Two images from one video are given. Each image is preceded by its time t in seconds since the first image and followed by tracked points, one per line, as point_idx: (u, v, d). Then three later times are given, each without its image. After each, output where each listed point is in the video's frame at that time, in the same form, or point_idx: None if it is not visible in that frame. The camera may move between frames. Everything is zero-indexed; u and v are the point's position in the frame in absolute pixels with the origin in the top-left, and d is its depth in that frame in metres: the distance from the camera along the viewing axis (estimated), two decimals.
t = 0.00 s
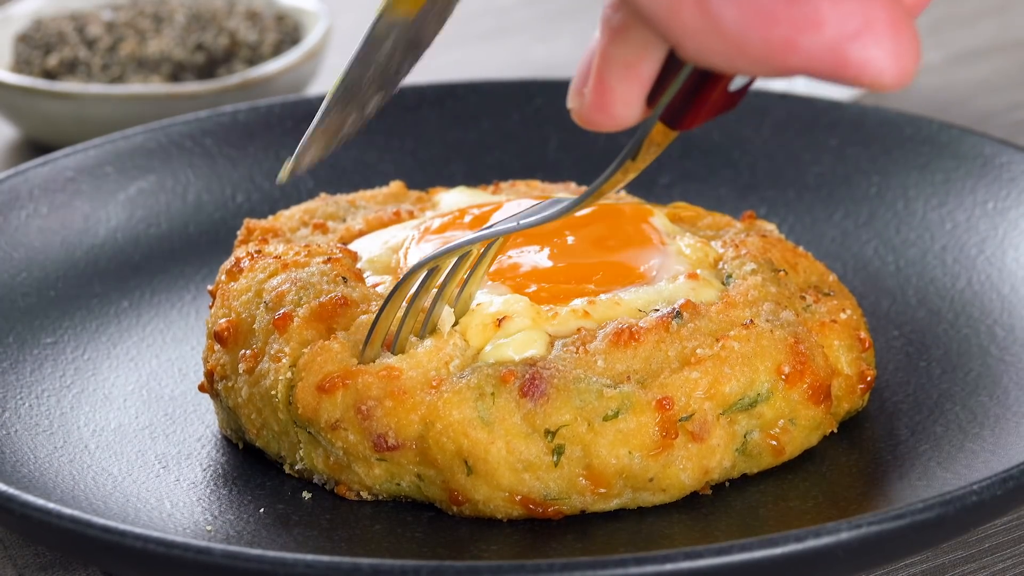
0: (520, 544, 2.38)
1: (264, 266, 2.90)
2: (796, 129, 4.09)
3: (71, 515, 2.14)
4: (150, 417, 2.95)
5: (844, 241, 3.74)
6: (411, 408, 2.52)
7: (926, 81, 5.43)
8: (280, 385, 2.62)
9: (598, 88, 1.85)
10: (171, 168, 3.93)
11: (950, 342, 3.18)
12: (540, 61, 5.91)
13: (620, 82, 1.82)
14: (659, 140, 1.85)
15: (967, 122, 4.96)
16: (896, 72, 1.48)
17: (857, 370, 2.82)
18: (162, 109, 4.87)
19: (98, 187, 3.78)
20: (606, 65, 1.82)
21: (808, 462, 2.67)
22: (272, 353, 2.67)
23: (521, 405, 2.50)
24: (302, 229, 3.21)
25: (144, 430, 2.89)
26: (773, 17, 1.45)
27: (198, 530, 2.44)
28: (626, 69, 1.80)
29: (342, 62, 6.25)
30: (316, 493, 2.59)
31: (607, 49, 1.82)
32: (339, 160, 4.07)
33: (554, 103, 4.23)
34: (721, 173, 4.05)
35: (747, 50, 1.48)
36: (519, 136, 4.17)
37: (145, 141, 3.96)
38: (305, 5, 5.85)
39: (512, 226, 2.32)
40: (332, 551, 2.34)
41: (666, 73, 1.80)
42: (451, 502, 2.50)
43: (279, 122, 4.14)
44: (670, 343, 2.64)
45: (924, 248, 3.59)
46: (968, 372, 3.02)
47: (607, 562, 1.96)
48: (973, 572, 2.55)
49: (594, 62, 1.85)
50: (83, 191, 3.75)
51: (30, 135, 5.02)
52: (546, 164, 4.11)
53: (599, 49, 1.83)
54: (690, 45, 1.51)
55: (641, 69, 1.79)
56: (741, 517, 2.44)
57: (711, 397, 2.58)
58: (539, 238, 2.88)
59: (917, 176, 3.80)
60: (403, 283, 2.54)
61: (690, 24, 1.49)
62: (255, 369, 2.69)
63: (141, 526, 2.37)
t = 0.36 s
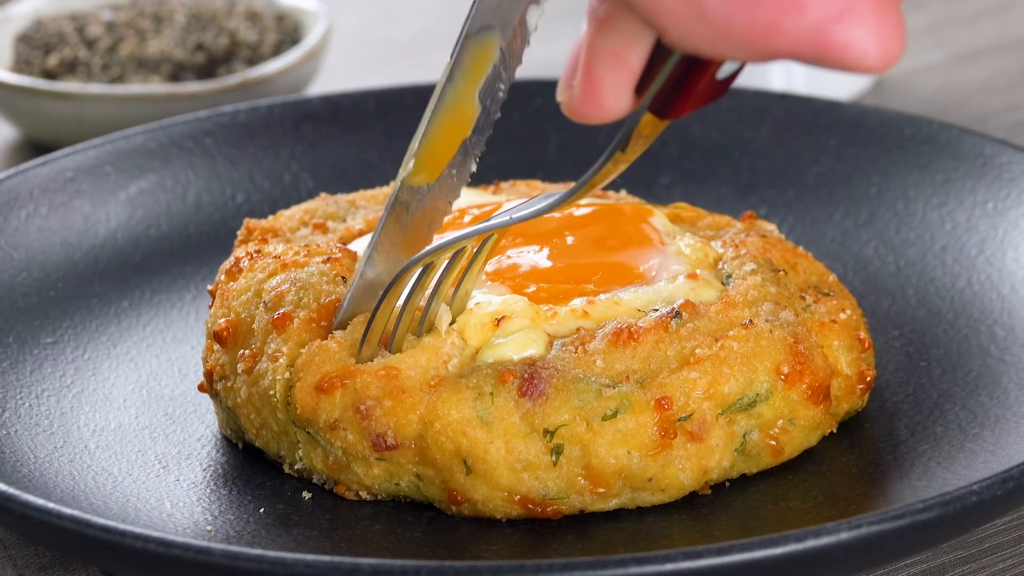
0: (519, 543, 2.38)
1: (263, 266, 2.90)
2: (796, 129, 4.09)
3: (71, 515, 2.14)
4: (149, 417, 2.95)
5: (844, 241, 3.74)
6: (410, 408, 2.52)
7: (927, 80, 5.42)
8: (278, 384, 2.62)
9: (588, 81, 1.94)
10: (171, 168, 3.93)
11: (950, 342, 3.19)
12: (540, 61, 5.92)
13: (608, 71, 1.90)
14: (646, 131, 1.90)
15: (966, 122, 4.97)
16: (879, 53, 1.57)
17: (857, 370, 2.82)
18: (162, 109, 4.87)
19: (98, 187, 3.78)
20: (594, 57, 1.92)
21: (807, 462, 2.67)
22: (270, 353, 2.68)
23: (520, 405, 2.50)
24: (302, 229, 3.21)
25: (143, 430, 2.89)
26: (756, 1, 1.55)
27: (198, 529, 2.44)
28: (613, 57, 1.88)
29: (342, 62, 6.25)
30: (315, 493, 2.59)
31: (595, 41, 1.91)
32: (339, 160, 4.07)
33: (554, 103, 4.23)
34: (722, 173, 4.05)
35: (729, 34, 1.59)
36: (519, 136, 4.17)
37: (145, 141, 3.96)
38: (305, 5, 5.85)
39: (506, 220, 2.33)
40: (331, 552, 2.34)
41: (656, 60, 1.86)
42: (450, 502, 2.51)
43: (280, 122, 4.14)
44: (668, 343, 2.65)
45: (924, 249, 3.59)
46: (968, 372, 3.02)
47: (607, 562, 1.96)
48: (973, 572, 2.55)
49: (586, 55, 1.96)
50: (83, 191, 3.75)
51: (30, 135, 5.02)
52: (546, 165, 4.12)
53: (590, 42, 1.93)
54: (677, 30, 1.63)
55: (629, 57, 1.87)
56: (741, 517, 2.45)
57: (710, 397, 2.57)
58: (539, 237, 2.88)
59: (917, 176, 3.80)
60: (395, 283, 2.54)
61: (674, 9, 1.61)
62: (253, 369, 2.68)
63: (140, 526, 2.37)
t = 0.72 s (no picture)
0: (523, 544, 2.39)
1: (265, 270, 2.91)
2: (796, 129, 4.09)
3: (71, 515, 2.14)
4: (149, 417, 2.95)
5: (844, 241, 3.74)
6: (428, 413, 2.51)
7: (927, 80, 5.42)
8: (285, 388, 2.61)
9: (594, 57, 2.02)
10: (171, 168, 3.93)
11: (950, 342, 3.19)
12: (540, 61, 5.92)
13: (615, 48, 1.97)
14: (646, 118, 1.99)
15: (966, 122, 4.97)
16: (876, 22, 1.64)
17: (864, 367, 2.83)
18: (162, 109, 4.87)
19: (98, 187, 3.78)
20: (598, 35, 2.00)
21: (807, 462, 2.68)
22: (275, 356, 2.67)
23: (538, 407, 2.50)
24: (301, 233, 3.21)
25: (144, 430, 2.89)
26: None
27: (198, 529, 2.44)
28: (619, 35, 1.95)
29: (342, 62, 6.25)
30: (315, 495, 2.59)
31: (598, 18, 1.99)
32: (339, 160, 4.08)
33: (553, 103, 4.24)
34: (721, 173, 4.05)
35: None
36: (518, 136, 4.18)
37: (145, 141, 3.96)
38: (305, 5, 5.84)
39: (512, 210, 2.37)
40: (332, 551, 2.34)
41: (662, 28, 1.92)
42: (468, 506, 2.50)
43: (280, 122, 4.14)
44: (682, 343, 2.65)
45: (924, 249, 3.59)
46: (968, 372, 3.02)
47: (607, 563, 1.96)
48: (973, 573, 2.55)
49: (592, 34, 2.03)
50: (83, 191, 3.75)
51: (30, 135, 5.02)
52: (546, 165, 4.12)
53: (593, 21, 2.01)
54: None
55: (636, 33, 1.93)
56: (741, 517, 2.45)
57: (726, 396, 2.57)
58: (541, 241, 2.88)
59: (917, 176, 3.81)
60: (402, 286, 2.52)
61: None
62: (259, 373, 2.68)
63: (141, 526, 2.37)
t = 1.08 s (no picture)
0: (524, 544, 2.40)
1: (256, 266, 2.92)
2: (796, 129, 4.09)
3: (71, 515, 2.14)
4: (149, 417, 2.95)
5: (844, 241, 3.75)
6: (461, 423, 2.48)
7: (927, 80, 5.42)
8: (267, 383, 2.62)
9: (627, 73, 2.16)
10: (171, 168, 3.93)
11: (950, 342, 3.19)
12: (539, 62, 5.92)
13: (649, 62, 2.09)
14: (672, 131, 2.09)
15: (966, 122, 4.97)
16: (914, 35, 1.65)
17: (878, 365, 2.84)
18: (162, 109, 4.87)
19: (97, 187, 3.78)
20: (631, 48, 2.14)
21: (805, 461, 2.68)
22: (259, 353, 2.67)
23: (571, 413, 2.47)
24: (301, 229, 3.21)
25: (144, 430, 2.89)
26: None
27: (198, 529, 2.45)
28: (650, 50, 2.07)
29: (342, 62, 6.25)
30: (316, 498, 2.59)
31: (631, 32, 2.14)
32: (339, 160, 4.08)
33: (553, 104, 4.25)
34: (721, 173, 4.06)
35: (767, 15, 1.70)
36: (518, 135, 4.18)
37: (145, 141, 3.97)
38: (305, 5, 5.85)
39: (541, 220, 2.40)
40: (332, 551, 2.35)
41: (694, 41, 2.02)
42: (502, 514, 2.47)
43: (280, 122, 4.14)
44: (707, 345, 2.63)
45: (924, 249, 3.59)
46: (968, 372, 3.02)
47: (607, 563, 1.96)
48: (973, 572, 2.55)
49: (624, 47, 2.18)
50: (83, 191, 3.75)
51: (30, 135, 5.02)
52: (546, 165, 4.12)
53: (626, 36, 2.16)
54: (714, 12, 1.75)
55: (667, 47, 2.05)
56: (740, 517, 2.46)
57: (754, 397, 2.56)
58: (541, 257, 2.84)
59: (917, 176, 3.81)
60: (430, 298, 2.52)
61: None
62: (243, 369, 2.69)
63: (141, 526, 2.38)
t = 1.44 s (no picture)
0: (525, 544, 2.42)
1: (233, 249, 3.06)
2: (796, 129, 4.08)
3: (71, 515, 2.14)
4: (150, 417, 2.95)
5: (844, 241, 3.74)
6: (521, 438, 2.42)
7: (928, 80, 5.42)
8: (223, 364, 2.76)
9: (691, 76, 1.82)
10: (171, 168, 3.93)
11: (950, 342, 3.18)
12: (540, 62, 5.92)
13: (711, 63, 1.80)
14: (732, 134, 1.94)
15: (966, 122, 4.97)
16: (995, 37, 1.46)
17: (917, 367, 2.81)
18: (162, 109, 4.87)
19: (97, 187, 3.78)
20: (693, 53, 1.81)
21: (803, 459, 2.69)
22: (221, 334, 2.82)
23: (630, 424, 2.42)
24: (298, 213, 3.31)
25: (144, 430, 2.89)
26: None
27: (198, 530, 2.46)
28: (717, 52, 1.78)
29: (343, 62, 6.25)
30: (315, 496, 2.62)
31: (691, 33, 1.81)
32: (339, 159, 4.07)
33: (553, 104, 4.25)
34: (721, 173, 4.05)
35: (845, 18, 1.49)
36: (518, 135, 4.17)
37: (145, 141, 3.97)
38: (305, 5, 5.84)
39: (600, 231, 2.26)
40: (332, 552, 2.37)
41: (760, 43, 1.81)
42: (562, 529, 2.41)
43: (279, 122, 4.14)
44: (758, 352, 2.58)
45: (924, 248, 3.59)
46: (968, 372, 3.02)
47: (607, 563, 1.96)
48: (973, 573, 2.55)
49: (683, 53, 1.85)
50: (83, 191, 3.75)
51: (31, 135, 5.02)
52: (546, 164, 4.11)
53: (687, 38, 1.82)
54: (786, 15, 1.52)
55: (734, 51, 1.77)
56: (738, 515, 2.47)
57: (809, 402, 2.51)
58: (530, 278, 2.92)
59: (917, 176, 3.81)
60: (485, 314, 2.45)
61: None
62: (206, 349, 2.83)
63: (140, 527, 2.39)
